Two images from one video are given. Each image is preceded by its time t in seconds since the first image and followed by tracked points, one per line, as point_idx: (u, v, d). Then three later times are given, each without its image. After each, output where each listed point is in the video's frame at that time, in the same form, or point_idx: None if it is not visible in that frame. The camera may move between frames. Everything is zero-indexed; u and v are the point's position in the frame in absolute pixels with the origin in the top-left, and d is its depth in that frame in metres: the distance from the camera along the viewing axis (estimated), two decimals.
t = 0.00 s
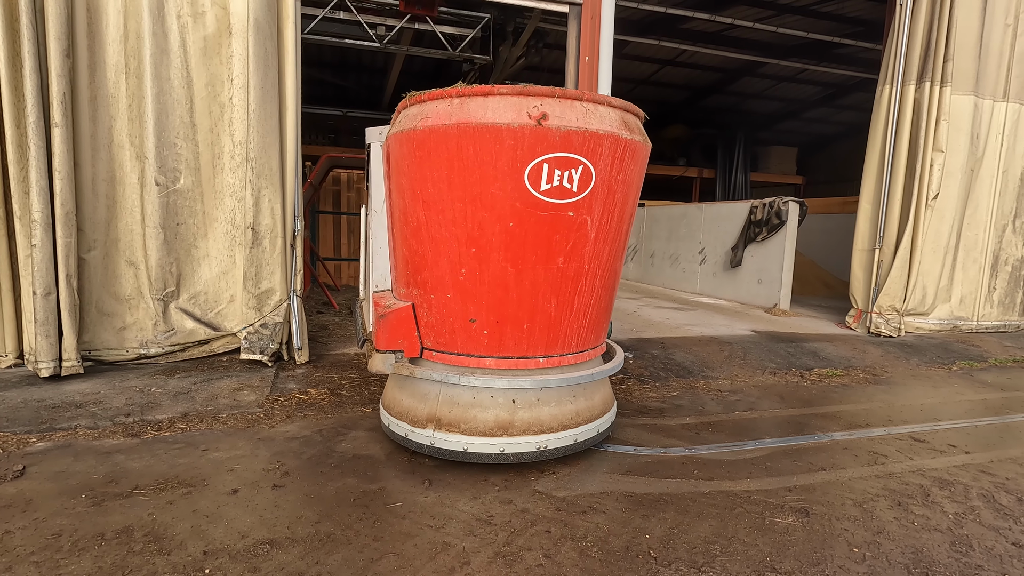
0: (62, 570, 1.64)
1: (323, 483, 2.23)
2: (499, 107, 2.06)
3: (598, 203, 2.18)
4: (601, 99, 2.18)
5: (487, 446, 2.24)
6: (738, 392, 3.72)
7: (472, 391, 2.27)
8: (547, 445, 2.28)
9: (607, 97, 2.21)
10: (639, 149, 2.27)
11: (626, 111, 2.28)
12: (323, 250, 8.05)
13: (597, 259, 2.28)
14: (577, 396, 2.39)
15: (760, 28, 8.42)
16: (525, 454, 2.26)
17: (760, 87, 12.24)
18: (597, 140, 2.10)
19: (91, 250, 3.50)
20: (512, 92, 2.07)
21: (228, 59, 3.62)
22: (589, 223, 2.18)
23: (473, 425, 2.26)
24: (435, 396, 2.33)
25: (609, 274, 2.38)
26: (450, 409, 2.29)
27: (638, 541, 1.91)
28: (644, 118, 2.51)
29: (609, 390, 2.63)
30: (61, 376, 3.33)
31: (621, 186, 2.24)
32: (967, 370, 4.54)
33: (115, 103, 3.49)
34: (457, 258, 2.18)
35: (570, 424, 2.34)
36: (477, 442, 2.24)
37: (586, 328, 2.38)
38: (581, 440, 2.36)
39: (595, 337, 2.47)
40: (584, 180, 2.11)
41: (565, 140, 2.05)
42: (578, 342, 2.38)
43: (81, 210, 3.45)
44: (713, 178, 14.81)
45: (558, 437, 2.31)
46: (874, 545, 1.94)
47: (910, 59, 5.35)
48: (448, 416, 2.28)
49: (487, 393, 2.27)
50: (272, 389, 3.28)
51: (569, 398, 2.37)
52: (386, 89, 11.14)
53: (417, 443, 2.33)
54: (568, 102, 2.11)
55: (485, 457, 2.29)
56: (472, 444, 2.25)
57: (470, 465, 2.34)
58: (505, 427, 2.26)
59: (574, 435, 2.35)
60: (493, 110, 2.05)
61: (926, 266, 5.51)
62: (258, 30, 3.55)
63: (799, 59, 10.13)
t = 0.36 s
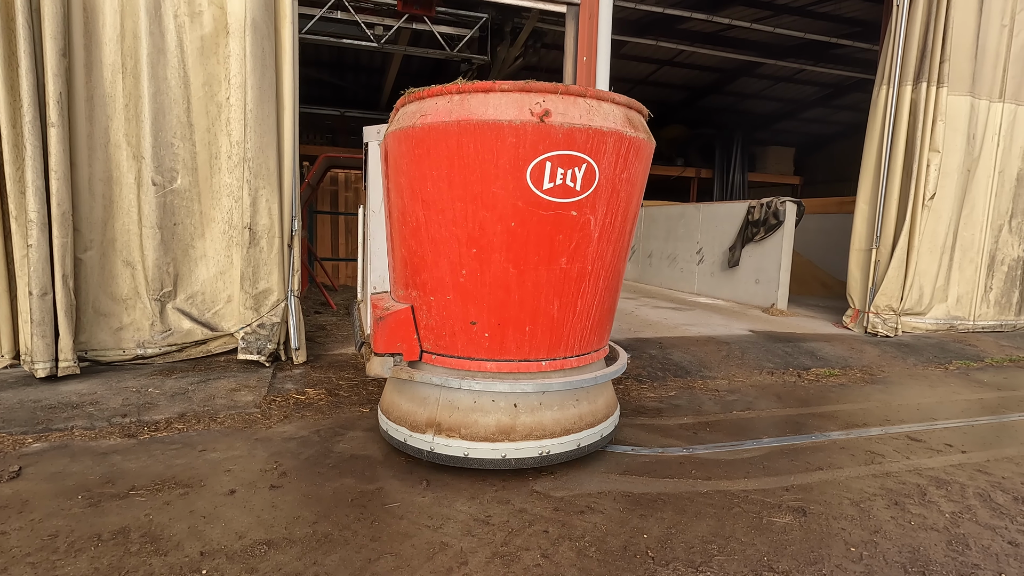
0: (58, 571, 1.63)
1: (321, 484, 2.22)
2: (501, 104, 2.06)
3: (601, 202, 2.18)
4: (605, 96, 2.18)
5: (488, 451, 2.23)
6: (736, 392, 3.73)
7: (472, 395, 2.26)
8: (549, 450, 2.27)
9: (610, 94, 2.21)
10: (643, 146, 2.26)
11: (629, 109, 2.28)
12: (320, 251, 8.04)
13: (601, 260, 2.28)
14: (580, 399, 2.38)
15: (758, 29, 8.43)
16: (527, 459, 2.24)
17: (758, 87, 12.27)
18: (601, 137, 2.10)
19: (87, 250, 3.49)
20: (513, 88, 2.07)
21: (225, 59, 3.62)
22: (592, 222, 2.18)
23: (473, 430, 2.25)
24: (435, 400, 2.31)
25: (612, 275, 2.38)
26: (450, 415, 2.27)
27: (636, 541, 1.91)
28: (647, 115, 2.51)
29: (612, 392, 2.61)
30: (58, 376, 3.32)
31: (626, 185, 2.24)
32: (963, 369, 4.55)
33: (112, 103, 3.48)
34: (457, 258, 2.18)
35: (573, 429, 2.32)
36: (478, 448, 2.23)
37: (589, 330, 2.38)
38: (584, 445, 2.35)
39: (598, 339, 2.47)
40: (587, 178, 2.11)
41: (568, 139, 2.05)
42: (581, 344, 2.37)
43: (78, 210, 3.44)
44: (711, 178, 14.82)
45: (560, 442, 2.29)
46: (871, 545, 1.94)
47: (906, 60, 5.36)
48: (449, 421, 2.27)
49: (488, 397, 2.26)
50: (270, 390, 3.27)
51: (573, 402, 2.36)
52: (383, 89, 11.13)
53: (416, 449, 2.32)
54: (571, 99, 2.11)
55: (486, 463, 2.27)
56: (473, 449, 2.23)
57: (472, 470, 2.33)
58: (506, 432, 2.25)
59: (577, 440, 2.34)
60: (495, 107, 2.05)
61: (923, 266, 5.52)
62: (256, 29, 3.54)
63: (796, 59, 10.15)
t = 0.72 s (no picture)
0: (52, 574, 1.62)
1: (317, 485, 2.22)
2: (501, 100, 2.06)
3: (603, 202, 2.18)
4: (607, 92, 2.19)
5: (489, 457, 2.20)
6: (732, 393, 3.74)
7: (472, 400, 2.24)
8: (551, 455, 2.25)
9: (612, 90, 2.22)
10: (645, 144, 2.27)
11: (631, 106, 2.28)
12: (317, 251, 8.03)
13: (603, 261, 2.28)
14: (583, 403, 2.36)
15: (754, 30, 8.46)
16: (528, 465, 2.22)
17: (754, 88, 12.31)
18: (603, 134, 2.10)
19: (82, 250, 3.47)
20: (513, 84, 2.07)
21: (221, 59, 3.61)
22: (594, 222, 2.18)
23: (473, 436, 2.23)
24: (435, 406, 2.29)
25: (614, 277, 2.38)
26: (450, 421, 2.25)
27: (632, 542, 1.91)
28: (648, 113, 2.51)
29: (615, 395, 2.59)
30: (52, 377, 3.31)
31: (628, 184, 2.24)
32: (958, 370, 4.57)
33: (107, 103, 3.46)
34: (456, 259, 2.18)
35: (575, 434, 2.30)
36: (478, 454, 2.21)
37: (590, 333, 2.38)
38: (587, 449, 2.33)
39: (600, 342, 2.47)
40: (589, 176, 2.11)
41: (570, 136, 2.05)
42: (583, 347, 2.37)
43: (72, 210, 3.42)
44: (708, 179, 14.86)
45: (563, 448, 2.27)
46: (866, 545, 1.95)
47: (901, 62, 5.39)
48: (448, 427, 2.24)
49: (488, 402, 2.23)
50: (266, 391, 3.26)
51: (575, 407, 2.33)
52: (380, 89, 11.12)
53: (414, 455, 2.30)
54: (572, 95, 2.11)
55: (486, 469, 2.25)
56: (473, 456, 2.21)
57: (472, 475, 2.31)
58: (507, 437, 2.23)
59: (580, 445, 2.32)
60: (494, 103, 2.05)
61: (918, 267, 5.55)
62: (252, 29, 3.53)
63: (792, 61, 10.20)
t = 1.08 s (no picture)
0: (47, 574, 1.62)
1: (315, 485, 2.22)
2: (499, 98, 2.06)
3: (603, 202, 2.18)
4: (606, 91, 2.19)
5: (488, 459, 2.20)
6: (730, 393, 3.74)
7: (470, 402, 2.23)
8: (550, 457, 2.25)
9: (612, 89, 2.22)
10: (645, 142, 2.27)
11: (631, 104, 2.28)
12: (314, 251, 8.02)
13: (603, 260, 2.28)
14: (582, 404, 2.36)
15: (751, 31, 8.48)
16: (527, 468, 2.22)
17: (752, 89, 12.33)
18: (603, 132, 2.10)
19: (78, 250, 3.46)
20: (512, 83, 2.08)
21: (218, 58, 3.60)
22: (593, 221, 2.18)
23: (472, 438, 2.22)
24: (433, 409, 2.28)
25: (614, 277, 2.38)
26: (448, 423, 2.24)
27: (629, 541, 1.91)
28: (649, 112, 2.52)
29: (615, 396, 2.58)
30: (48, 377, 3.30)
31: (628, 183, 2.24)
32: (954, 369, 4.59)
33: (104, 102, 3.45)
34: (455, 259, 2.18)
35: (575, 436, 2.30)
36: (477, 456, 2.20)
37: (590, 334, 2.38)
38: (587, 451, 2.32)
39: (600, 343, 2.47)
40: (588, 175, 2.11)
41: (569, 135, 2.05)
42: (582, 349, 2.37)
43: (69, 210, 3.41)
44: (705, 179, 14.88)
45: (562, 450, 2.27)
46: (862, 544, 1.95)
47: (898, 63, 5.41)
48: (446, 429, 2.24)
49: (487, 404, 2.23)
50: (263, 391, 3.26)
51: (575, 409, 2.33)
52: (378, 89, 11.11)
53: (412, 457, 2.29)
54: (571, 93, 2.11)
55: (485, 471, 2.24)
56: (472, 458, 2.20)
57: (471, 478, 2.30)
58: (506, 439, 2.22)
59: (579, 447, 2.31)
60: (493, 101, 2.05)
61: (915, 267, 5.57)
62: (249, 29, 3.53)
63: (790, 61, 10.22)
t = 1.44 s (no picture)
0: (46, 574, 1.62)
1: (314, 485, 2.22)
2: (498, 98, 2.06)
3: (602, 201, 2.18)
4: (606, 91, 2.19)
5: (487, 459, 2.19)
6: (729, 393, 3.75)
7: (469, 402, 2.23)
8: (549, 458, 2.24)
9: (611, 89, 2.22)
10: (645, 142, 2.27)
11: (631, 105, 2.28)
12: (314, 251, 8.01)
13: (603, 260, 2.28)
14: (582, 404, 2.36)
15: (751, 31, 8.49)
16: (526, 468, 2.21)
17: (751, 89, 12.34)
18: (603, 132, 2.10)
19: (78, 249, 3.46)
20: (510, 83, 2.07)
21: (217, 58, 3.60)
22: (593, 222, 2.18)
23: (471, 438, 2.22)
24: (432, 409, 2.28)
25: (613, 277, 2.38)
26: (447, 423, 2.24)
27: (628, 541, 1.91)
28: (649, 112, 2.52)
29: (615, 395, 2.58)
30: (47, 377, 3.29)
31: (628, 183, 2.24)
32: (953, 370, 4.60)
33: (103, 102, 3.45)
34: (455, 259, 2.18)
35: (574, 436, 2.29)
36: (476, 456, 2.20)
37: (590, 334, 2.38)
38: (586, 452, 2.32)
39: (600, 343, 2.47)
40: (588, 176, 2.12)
41: (569, 136, 2.06)
42: (582, 349, 2.37)
43: (68, 209, 3.41)
44: (705, 179, 14.89)
45: (562, 450, 2.27)
46: (861, 544, 1.96)
47: (897, 63, 5.41)
48: (445, 429, 2.23)
49: (486, 404, 2.23)
50: (262, 391, 3.26)
51: (574, 409, 2.33)
52: (378, 89, 11.11)
53: (411, 457, 2.29)
54: (570, 93, 2.11)
55: (484, 471, 2.24)
56: (471, 458, 2.20)
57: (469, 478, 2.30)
58: (505, 439, 2.22)
59: (579, 447, 2.31)
60: (492, 102, 2.05)
61: (914, 267, 5.58)
62: (248, 29, 3.53)
63: (789, 62, 10.24)
